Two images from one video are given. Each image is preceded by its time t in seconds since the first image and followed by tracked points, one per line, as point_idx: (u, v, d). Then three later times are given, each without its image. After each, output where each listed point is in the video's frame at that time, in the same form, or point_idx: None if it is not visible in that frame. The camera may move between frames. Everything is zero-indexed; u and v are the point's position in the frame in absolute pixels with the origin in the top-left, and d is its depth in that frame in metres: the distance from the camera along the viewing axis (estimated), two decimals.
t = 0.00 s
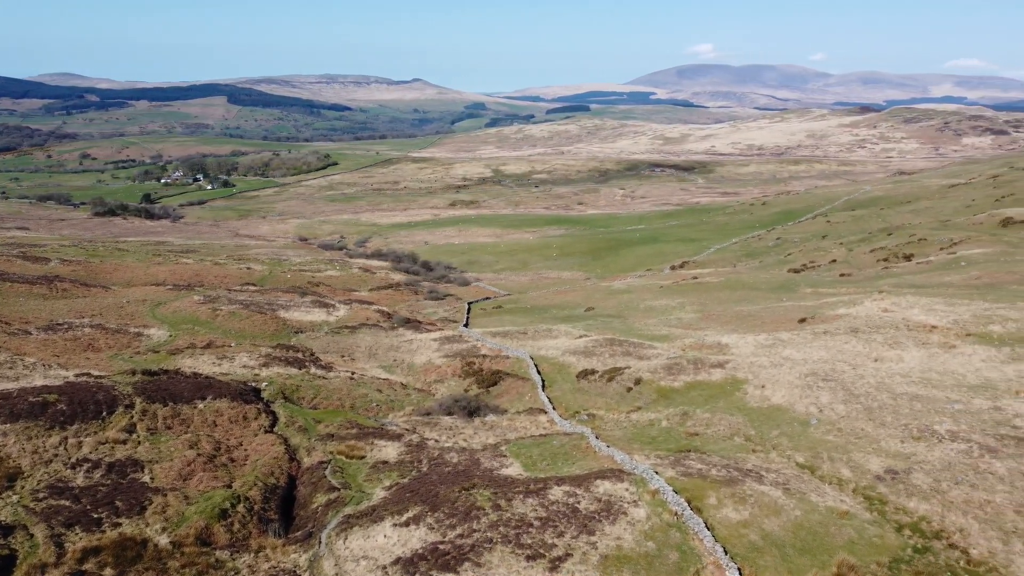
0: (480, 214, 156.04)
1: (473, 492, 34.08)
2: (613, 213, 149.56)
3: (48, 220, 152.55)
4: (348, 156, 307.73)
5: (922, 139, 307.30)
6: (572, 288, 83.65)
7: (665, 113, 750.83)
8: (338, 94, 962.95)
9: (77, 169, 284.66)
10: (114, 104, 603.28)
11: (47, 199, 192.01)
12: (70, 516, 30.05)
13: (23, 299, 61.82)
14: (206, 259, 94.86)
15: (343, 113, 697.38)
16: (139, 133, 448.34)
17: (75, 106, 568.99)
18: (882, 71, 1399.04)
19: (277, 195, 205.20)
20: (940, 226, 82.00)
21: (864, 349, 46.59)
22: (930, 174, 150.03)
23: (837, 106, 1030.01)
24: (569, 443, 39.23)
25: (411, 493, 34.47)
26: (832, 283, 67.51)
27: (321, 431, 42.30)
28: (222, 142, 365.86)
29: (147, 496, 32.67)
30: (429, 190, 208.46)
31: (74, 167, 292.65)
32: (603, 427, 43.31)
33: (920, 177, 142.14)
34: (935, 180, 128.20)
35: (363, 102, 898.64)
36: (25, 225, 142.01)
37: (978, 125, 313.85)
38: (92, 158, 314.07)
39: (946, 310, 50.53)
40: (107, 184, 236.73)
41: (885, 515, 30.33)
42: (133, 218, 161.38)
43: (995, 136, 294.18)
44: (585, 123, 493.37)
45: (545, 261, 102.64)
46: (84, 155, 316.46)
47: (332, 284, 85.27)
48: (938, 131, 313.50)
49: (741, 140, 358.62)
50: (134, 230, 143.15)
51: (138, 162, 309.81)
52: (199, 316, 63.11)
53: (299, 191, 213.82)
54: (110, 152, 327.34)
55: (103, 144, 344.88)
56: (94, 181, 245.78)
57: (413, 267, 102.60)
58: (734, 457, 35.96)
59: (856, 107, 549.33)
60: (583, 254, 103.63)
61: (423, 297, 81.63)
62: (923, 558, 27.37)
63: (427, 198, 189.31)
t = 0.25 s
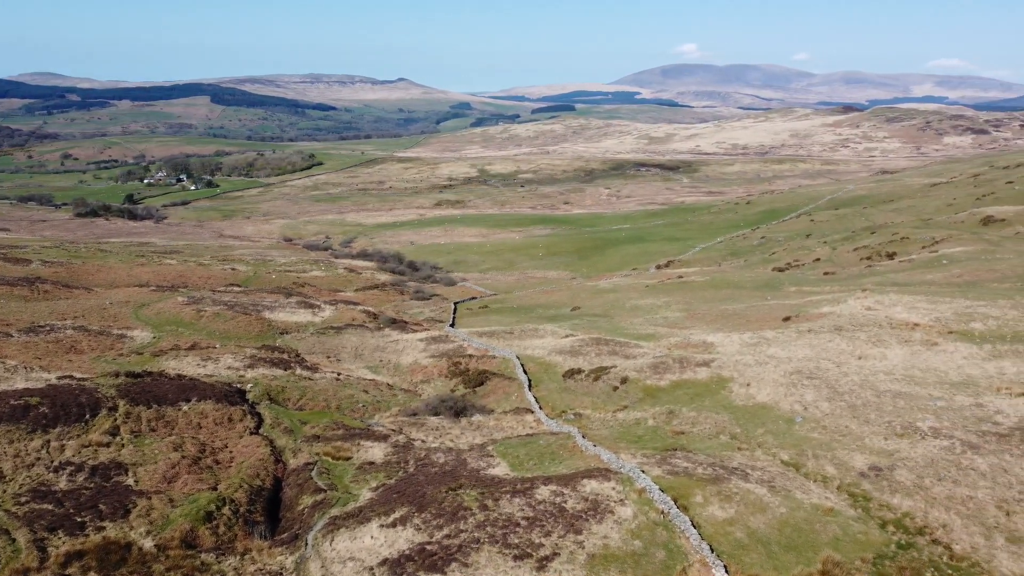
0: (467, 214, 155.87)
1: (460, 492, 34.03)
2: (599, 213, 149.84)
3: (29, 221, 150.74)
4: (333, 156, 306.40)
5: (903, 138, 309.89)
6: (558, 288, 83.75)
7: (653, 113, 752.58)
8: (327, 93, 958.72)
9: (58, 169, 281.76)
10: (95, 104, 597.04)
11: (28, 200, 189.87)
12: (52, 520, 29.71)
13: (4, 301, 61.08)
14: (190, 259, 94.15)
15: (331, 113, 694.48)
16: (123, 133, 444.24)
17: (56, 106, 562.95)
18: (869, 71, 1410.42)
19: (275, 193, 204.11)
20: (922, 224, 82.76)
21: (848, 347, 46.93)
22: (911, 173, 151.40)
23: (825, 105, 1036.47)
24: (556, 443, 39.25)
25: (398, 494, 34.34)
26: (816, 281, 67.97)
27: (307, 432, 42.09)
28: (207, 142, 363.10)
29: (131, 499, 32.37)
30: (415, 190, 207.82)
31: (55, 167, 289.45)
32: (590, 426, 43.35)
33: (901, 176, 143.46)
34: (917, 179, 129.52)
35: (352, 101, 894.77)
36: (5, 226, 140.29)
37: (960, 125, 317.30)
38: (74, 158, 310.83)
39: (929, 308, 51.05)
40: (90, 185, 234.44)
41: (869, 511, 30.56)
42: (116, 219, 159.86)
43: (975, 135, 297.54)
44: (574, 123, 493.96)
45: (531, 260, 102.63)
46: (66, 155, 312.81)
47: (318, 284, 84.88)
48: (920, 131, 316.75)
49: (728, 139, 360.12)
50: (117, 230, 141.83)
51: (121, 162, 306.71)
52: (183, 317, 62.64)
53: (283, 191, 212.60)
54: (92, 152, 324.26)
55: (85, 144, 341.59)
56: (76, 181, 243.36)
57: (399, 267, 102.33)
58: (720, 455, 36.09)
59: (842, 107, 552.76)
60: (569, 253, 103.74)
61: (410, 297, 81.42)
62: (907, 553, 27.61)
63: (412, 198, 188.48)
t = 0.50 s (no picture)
0: (455, 213, 155.73)
1: (449, 492, 33.98)
2: (587, 212, 150.10)
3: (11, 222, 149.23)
4: (319, 156, 304.87)
5: (887, 138, 312.08)
6: (546, 287, 83.82)
7: (643, 113, 753.54)
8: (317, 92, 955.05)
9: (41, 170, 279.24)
10: (81, 104, 592.15)
11: (11, 201, 188.02)
12: (37, 523, 29.42)
13: None
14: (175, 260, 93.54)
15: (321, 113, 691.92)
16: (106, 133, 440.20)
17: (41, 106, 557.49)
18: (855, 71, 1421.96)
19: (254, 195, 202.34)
20: (906, 223, 83.37)
21: (834, 345, 47.20)
22: (895, 172, 152.46)
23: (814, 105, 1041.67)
24: (545, 442, 39.25)
25: (386, 495, 34.26)
26: (802, 280, 68.32)
27: (294, 433, 41.92)
28: (194, 141, 360.59)
29: (117, 502, 32.11)
30: (403, 190, 207.29)
31: (38, 168, 286.91)
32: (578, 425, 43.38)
33: (885, 175, 144.66)
34: (901, 178, 130.44)
35: (339, 101, 890.68)
36: None
37: (943, 125, 320.02)
38: (57, 159, 308.01)
39: (913, 306, 51.48)
40: (74, 185, 232.47)
41: (856, 508, 30.73)
42: (101, 220, 158.59)
43: (958, 135, 300.27)
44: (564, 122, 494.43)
45: (519, 260, 102.65)
46: (50, 156, 309.51)
47: (305, 284, 84.55)
48: (903, 130, 319.08)
49: (717, 138, 361.49)
50: (102, 231, 140.76)
51: (106, 163, 303.94)
52: (169, 318, 62.23)
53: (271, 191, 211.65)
54: (76, 152, 321.49)
55: (69, 144, 338.65)
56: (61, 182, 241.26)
57: (387, 267, 102.10)
58: (708, 454, 36.18)
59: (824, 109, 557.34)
60: (557, 253, 103.82)
61: (397, 297, 81.26)
62: (893, 549, 27.80)
63: (400, 198, 188.08)
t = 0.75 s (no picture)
0: (441, 213, 155.49)
1: (436, 492, 33.92)
2: (573, 212, 150.29)
3: None
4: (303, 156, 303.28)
5: (869, 137, 314.42)
6: (532, 287, 83.88)
7: (626, 112, 754.68)
8: (306, 91, 950.34)
9: (21, 171, 276.00)
10: (65, 104, 586.13)
11: None
12: (19, 527, 29.08)
13: None
14: (158, 261, 92.85)
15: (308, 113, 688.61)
16: (90, 133, 435.87)
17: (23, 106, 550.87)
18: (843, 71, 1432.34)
19: (232, 197, 201.02)
20: (889, 222, 84.07)
21: (818, 343, 47.48)
22: (878, 171, 153.83)
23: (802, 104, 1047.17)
24: (531, 441, 39.28)
25: (372, 495, 34.16)
26: (786, 278, 68.71)
27: (280, 434, 41.73)
28: (179, 141, 357.55)
29: (100, 505, 31.82)
30: (387, 190, 206.51)
31: (18, 168, 283.46)
32: (565, 424, 43.43)
33: (868, 174, 145.73)
34: (884, 177, 131.43)
35: (327, 101, 887.11)
36: None
37: (925, 124, 323.11)
38: (38, 159, 304.48)
39: (896, 303, 51.98)
40: (56, 186, 230.04)
41: (840, 504, 30.93)
42: (83, 221, 156.99)
43: (940, 134, 303.37)
44: (552, 122, 494.71)
45: (505, 260, 102.61)
46: (31, 156, 306.02)
47: (290, 285, 84.15)
48: (885, 130, 321.77)
49: (705, 137, 362.69)
50: (85, 232, 139.34)
51: (89, 163, 300.63)
52: (153, 320, 61.75)
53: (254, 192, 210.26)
54: (57, 153, 318.13)
55: (51, 144, 334.86)
56: (42, 182, 238.58)
57: (373, 267, 101.80)
58: (694, 452, 36.31)
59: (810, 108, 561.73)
60: (543, 252, 103.87)
61: (383, 298, 81.04)
62: (877, 545, 28.03)
63: (385, 198, 187.24)
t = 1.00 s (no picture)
0: (429, 213, 155.32)
1: (424, 493, 33.85)
2: (560, 211, 150.52)
3: None
4: (289, 156, 301.75)
5: (853, 136, 316.71)
6: (520, 286, 83.95)
7: (614, 112, 757.82)
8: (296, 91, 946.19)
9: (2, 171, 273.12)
10: (49, 104, 580.63)
11: None
12: (3, 531, 28.78)
13: None
14: (143, 262, 92.24)
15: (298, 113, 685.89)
16: (74, 133, 431.93)
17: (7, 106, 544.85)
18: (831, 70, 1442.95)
19: (217, 197, 199.84)
20: (875, 221, 84.72)
21: (804, 342, 47.73)
22: (864, 170, 154.92)
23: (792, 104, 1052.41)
24: (520, 441, 39.26)
25: (360, 496, 34.06)
26: (773, 277, 69.09)
27: (267, 435, 41.55)
28: (164, 141, 354.90)
29: (86, 508, 31.56)
30: (374, 190, 206.10)
31: None
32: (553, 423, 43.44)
33: (853, 173, 146.90)
34: (869, 176, 132.50)
35: (317, 100, 883.94)
36: None
37: (909, 123, 325.90)
38: (21, 159, 301.38)
39: (881, 302, 52.41)
40: (40, 186, 227.94)
41: (826, 502, 31.10)
42: (67, 221, 155.65)
43: (924, 134, 306.04)
44: (542, 121, 495.12)
45: (493, 259, 102.59)
46: (13, 157, 302.97)
47: (277, 285, 83.81)
48: (870, 129, 324.10)
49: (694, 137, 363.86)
50: (69, 233, 138.14)
51: (74, 163, 297.63)
52: (138, 321, 61.29)
53: (241, 192, 209.16)
54: (40, 153, 315.28)
55: (33, 145, 331.64)
56: (25, 183, 236.24)
57: (360, 267, 101.54)
58: (681, 450, 36.41)
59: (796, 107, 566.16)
60: (531, 252, 103.91)
61: (371, 298, 80.77)
62: (863, 542, 28.20)
63: (372, 197, 186.68)
